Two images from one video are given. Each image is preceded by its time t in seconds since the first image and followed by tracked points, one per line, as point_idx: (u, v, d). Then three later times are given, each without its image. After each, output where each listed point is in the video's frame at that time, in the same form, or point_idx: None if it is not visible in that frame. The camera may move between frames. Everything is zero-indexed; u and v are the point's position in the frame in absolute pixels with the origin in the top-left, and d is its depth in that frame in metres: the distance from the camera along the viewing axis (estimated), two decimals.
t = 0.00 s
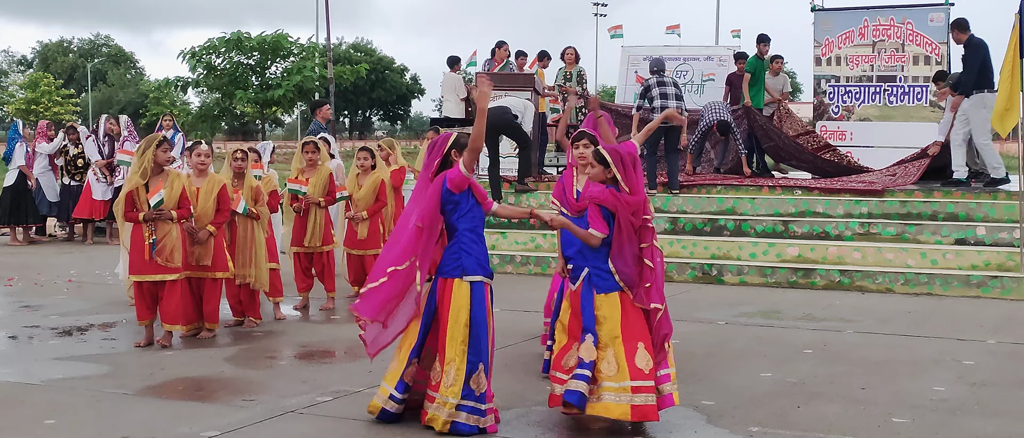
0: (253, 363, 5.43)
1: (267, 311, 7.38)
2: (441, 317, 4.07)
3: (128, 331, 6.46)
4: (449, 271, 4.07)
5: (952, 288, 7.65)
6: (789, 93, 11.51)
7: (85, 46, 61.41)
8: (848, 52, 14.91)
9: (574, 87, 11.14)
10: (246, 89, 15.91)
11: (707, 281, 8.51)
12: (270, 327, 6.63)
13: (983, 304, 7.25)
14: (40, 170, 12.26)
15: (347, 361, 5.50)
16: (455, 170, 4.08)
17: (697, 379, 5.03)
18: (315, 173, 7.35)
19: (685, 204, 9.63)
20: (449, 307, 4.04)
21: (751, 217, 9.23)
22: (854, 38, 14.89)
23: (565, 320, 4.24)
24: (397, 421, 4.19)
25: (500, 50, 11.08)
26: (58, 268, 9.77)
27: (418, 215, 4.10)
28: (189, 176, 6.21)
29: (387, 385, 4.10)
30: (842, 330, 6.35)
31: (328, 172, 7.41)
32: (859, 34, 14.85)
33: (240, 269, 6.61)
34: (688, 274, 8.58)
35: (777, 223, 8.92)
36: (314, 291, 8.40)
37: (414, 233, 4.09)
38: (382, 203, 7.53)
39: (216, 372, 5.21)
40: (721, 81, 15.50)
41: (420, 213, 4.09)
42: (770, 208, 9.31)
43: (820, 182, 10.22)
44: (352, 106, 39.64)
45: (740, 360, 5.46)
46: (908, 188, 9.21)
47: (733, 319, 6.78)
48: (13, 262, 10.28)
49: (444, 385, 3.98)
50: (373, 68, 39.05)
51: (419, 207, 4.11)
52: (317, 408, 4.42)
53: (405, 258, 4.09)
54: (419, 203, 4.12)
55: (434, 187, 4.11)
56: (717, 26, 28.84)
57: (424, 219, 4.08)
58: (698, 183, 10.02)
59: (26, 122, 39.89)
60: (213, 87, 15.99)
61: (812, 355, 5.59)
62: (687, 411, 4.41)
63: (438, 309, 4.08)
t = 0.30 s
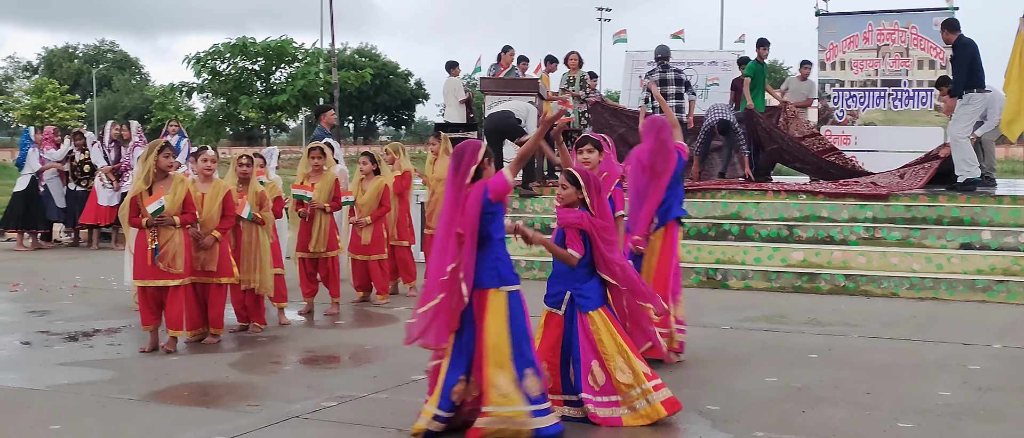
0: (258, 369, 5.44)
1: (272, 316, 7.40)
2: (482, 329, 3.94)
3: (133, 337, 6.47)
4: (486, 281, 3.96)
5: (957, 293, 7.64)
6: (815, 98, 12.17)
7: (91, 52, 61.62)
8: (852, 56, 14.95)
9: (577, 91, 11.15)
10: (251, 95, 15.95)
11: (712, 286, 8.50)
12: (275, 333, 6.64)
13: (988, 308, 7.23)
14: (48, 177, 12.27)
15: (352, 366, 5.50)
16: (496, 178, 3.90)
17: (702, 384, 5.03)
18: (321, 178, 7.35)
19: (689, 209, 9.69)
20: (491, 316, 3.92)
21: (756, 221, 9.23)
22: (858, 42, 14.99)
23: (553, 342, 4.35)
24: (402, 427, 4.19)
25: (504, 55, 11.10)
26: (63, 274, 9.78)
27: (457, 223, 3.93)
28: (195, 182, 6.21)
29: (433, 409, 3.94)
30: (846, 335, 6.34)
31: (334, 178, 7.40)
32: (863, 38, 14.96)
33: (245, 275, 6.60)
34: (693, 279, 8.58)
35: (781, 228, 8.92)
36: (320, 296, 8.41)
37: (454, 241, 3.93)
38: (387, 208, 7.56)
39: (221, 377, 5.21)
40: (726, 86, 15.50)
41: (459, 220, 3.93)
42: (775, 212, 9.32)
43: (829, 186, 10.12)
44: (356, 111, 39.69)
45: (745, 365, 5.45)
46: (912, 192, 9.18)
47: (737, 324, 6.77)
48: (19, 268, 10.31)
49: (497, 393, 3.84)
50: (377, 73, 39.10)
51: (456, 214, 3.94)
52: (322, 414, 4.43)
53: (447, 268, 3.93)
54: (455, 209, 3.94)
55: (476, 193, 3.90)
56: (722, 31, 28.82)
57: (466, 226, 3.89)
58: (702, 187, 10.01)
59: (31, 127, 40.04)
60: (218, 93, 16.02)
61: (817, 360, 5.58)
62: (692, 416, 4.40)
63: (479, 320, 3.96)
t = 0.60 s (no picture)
0: (262, 375, 5.43)
1: (275, 322, 7.39)
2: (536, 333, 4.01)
3: (137, 343, 6.47)
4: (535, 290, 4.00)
5: (961, 298, 7.62)
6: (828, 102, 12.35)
7: (94, 59, 61.80)
8: (856, 62, 15.06)
9: (580, 97, 11.18)
10: (254, 101, 15.98)
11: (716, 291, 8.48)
12: (278, 339, 6.64)
13: (993, 314, 7.21)
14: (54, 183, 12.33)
15: (355, 372, 5.49)
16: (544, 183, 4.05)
17: (707, 390, 5.02)
18: (325, 185, 7.36)
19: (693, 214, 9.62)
20: (548, 322, 4.05)
21: (759, 227, 9.22)
22: (861, 47, 15.04)
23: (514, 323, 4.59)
24: (407, 434, 4.18)
25: (508, 61, 11.13)
26: (67, 280, 9.78)
27: (508, 227, 3.89)
28: (199, 188, 6.24)
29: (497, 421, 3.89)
30: (850, 340, 6.33)
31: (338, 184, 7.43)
32: (866, 43, 14.98)
33: (248, 281, 6.61)
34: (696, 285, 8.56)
35: (785, 233, 8.91)
36: (323, 302, 8.39)
37: (505, 246, 3.87)
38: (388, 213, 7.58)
39: (224, 384, 5.21)
40: (729, 91, 15.50)
41: (514, 226, 3.89)
42: (779, 217, 9.28)
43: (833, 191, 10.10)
44: (359, 117, 39.75)
45: (748, 371, 5.44)
46: (916, 197, 9.15)
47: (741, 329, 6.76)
48: (22, 274, 10.31)
49: (575, 392, 4.06)
50: (380, 79, 39.16)
51: (510, 220, 3.90)
52: (326, 419, 4.43)
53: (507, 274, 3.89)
54: (506, 216, 3.89)
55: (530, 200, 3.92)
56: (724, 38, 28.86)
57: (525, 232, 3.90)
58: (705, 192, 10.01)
59: (34, 134, 40.14)
60: (221, 99, 16.04)
61: (821, 365, 5.57)
62: (696, 422, 4.40)
63: (535, 325, 4.02)
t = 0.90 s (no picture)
0: (261, 375, 5.43)
1: (274, 323, 7.40)
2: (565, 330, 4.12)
3: (136, 344, 6.47)
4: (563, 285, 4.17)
5: (960, 299, 7.63)
6: (831, 101, 12.21)
7: (93, 60, 61.80)
8: (855, 63, 15.10)
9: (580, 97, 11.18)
10: (254, 102, 15.97)
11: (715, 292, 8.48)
12: (277, 339, 6.64)
13: (992, 315, 7.22)
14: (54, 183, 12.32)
15: (354, 373, 5.49)
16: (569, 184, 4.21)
17: (705, 390, 5.03)
18: (325, 185, 7.37)
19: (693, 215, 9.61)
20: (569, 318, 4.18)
21: (758, 228, 9.23)
22: (861, 49, 15.06)
23: (452, 323, 4.62)
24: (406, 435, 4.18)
25: (507, 62, 11.14)
26: (65, 280, 9.79)
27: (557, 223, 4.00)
28: (199, 189, 6.24)
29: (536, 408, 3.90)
30: (849, 341, 6.34)
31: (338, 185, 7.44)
32: (866, 45, 15.00)
33: (246, 281, 6.60)
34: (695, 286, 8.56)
35: (784, 234, 8.92)
36: (322, 303, 8.39)
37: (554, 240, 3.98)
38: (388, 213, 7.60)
39: (223, 384, 5.20)
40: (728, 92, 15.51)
41: (559, 221, 4.01)
42: (779, 218, 9.29)
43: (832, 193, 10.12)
44: (358, 118, 39.78)
45: (748, 372, 5.45)
46: (915, 199, 9.16)
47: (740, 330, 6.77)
48: (21, 275, 10.30)
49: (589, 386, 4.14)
50: (379, 80, 39.17)
51: (555, 216, 4.00)
52: (325, 420, 4.42)
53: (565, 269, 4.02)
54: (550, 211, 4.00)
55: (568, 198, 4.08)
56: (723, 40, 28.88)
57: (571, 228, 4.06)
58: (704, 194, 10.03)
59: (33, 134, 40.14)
60: (220, 100, 16.05)
61: (820, 366, 5.58)
62: (696, 423, 4.40)
63: (565, 318, 4.12)
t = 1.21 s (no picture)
0: (257, 375, 5.42)
1: (271, 323, 7.39)
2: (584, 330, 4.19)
3: (132, 344, 6.45)
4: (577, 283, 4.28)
5: (957, 299, 7.64)
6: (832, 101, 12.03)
7: (90, 59, 61.70)
8: (851, 63, 15.09)
9: (578, 98, 11.14)
10: (250, 101, 15.93)
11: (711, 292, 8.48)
12: (274, 339, 6.62)
13: (989, 315, 7.23)
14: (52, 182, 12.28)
15: (350, 373, 5.48)
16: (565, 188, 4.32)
17: (702, 390, 5.02)
18: (322, 185, 7.35)
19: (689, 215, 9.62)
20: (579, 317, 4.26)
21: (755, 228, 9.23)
22: (857, 49, 15.06)
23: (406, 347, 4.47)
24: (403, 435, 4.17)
25: (503, 62, 11.12)
26: (61, 280, 9.76)
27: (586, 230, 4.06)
28: (195, 189, 6.23)
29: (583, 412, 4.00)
30: (846, 341, 6.34)
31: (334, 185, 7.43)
32: (862, 45, 15.02)
33: (242, 281, 6.60)
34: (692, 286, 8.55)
35: (781, 234, 8.92)
36: (319, 303, 8.38)
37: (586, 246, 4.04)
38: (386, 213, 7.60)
39: (219, 384, 5.20)
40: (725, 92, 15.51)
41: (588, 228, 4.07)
42: (774, 218, 9.27)
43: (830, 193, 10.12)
44: (355, 118, 39.77)
45: (745, 372, 5.44)
46: (912, 199, 9.16)
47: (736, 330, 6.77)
48: (16, 274, 10.27)
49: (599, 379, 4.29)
50: (376, 80, 39.15)
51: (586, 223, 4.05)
52: (321, 420, 4.42)
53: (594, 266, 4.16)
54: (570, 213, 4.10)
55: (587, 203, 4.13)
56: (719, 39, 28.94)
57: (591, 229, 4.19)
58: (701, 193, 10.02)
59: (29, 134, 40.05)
60: (217, 99, 16.03)
61: (817, 366, 5.58)
62: (693, 422, 4.39)
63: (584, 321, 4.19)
